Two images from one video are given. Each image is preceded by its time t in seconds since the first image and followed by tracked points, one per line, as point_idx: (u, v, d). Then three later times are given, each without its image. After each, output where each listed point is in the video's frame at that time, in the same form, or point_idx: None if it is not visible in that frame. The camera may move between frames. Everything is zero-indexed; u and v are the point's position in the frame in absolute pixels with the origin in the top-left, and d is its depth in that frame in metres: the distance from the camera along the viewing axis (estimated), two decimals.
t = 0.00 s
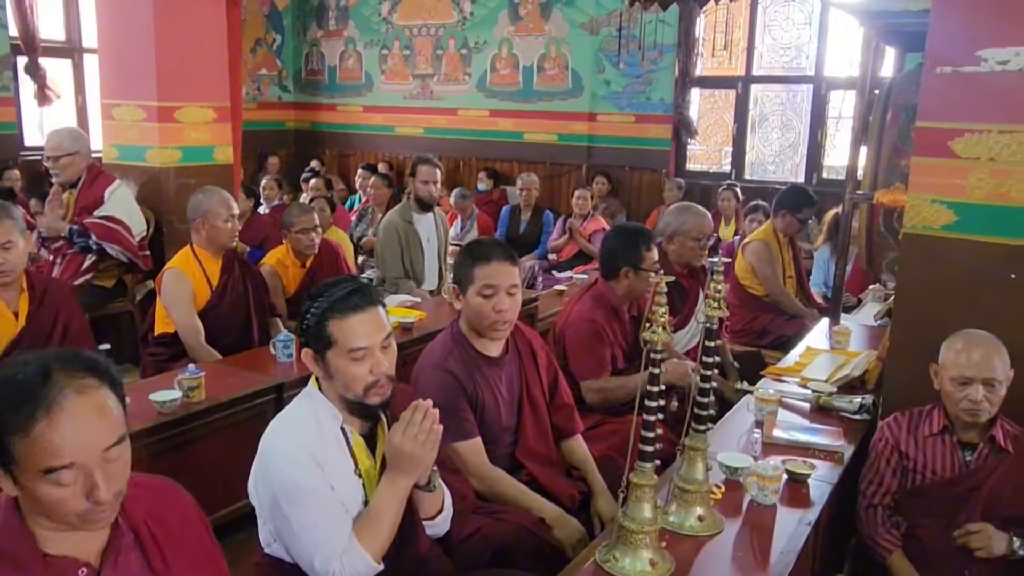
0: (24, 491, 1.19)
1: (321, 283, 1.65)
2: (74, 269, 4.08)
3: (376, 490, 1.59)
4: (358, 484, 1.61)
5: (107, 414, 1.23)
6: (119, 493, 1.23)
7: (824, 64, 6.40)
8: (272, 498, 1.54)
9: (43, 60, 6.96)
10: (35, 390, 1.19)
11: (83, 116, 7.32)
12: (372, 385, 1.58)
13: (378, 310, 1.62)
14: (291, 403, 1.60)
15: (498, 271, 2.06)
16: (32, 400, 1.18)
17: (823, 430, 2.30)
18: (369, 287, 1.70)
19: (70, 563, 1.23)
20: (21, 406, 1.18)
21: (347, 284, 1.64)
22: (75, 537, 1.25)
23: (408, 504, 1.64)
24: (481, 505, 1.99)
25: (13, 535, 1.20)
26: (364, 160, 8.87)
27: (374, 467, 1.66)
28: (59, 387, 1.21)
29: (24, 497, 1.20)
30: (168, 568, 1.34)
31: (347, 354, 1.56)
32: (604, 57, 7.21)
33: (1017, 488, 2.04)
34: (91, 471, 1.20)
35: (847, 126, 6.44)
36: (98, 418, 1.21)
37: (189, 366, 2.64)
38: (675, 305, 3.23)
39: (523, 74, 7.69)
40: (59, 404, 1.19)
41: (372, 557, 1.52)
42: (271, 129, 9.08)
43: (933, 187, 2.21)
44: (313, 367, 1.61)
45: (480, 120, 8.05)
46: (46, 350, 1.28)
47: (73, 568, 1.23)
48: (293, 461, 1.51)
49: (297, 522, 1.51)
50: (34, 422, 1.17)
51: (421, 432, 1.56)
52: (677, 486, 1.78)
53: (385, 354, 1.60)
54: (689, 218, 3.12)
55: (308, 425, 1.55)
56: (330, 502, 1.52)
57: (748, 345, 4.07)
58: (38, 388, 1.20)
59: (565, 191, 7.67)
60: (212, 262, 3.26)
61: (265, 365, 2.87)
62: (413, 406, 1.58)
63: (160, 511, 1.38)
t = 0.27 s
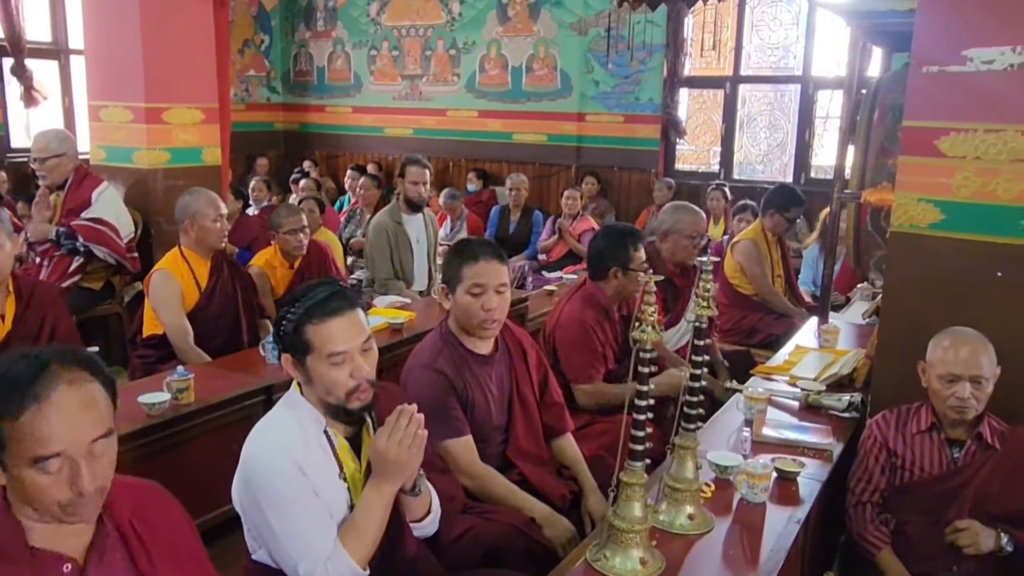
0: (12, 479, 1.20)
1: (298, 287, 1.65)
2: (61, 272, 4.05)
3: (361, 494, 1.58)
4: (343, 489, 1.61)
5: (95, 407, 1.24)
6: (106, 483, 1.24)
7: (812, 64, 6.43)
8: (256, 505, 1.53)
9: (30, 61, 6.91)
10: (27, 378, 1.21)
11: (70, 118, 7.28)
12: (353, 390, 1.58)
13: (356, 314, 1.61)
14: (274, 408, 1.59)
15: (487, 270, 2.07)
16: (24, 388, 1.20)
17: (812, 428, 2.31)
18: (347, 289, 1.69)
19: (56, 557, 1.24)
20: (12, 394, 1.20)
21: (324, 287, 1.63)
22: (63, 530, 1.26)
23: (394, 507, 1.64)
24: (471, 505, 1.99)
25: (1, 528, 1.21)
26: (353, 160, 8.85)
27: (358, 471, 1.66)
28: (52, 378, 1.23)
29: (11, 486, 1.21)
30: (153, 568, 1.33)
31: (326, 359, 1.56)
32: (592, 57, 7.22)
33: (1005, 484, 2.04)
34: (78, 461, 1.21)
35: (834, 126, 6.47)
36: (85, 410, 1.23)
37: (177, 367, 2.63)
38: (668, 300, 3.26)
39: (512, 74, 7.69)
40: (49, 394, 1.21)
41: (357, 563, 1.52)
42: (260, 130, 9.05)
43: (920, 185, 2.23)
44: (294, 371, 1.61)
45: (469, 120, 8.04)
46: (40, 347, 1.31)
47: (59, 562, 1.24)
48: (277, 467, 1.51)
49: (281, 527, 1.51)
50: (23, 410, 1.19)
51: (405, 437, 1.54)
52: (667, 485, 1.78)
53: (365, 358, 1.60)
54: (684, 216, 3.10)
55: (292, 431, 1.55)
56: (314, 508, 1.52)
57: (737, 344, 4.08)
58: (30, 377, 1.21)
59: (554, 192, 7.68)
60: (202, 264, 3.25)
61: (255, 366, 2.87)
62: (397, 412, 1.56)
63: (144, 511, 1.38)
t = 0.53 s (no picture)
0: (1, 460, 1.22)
1: (277, 290, 1.63)
2: (46, 274, 4.00)
3: (349, 496, 1.58)
4: (330, 491, 1.60)
5: (85, 387, 1.28)
6: (92, 468, 1.26)
7: (798, 64, 6.46)
8: (242, 510, 1.53)
9: (14, 62, 6.86)
10: (21, 359, 1.25)
11: (56, 119, 7.23)
12: (337, 392, 1.58)
13: (338, 314, 1.61)
14: (259, 412, 1.59)
15: (478, 267, 2.06)
16: (19, 367, 1.24)
17: (800, 426, 2.32)
18: (328, 290, 1.68)
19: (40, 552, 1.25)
20: (6, 373, 1.24)
21: (304, 289, 1.62)
22: (50, 522, 1.28)
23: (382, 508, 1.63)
24: (461, 505, 1.98)
25: None
26: (341, 161, 8.83)
27: (346, 473, 1.65)
28: (45, 360, 1.27)
29: None
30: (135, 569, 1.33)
31: (308, 362, 1.55)
32: (580, 57, 7.23)
33: (991, 481, 2.05)
34: (69, 436, 1.24)
35: (821, 126, 6.50)
36: (76, 387, 1.26)
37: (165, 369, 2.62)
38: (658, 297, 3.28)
39: (500, 75, 7.69)
40: (42, 372, 1.25)
41: (344, 566, 1.52)
42: (247, 131, 9.01)
43: (905, 185, 2.24)
44: (278, 374, 1.61)
45: (457, 121, 8.04)
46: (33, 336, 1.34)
47: (42, 557, 1.25)
48: (263, 472, 1.50)
49: (267, 530, 1.50)
50: (17, 387, 1.22)
51: (391, 440, 1.54)
52: (655, 484, 1.79)
53: (349, 359, 1.60)
54: (676, 215, 3.03)
55: (277, 434, 1.55)
56: (301, 511, 1.51)
57: (725, 343, 4.09)
58: (24, 359, 1.25)
59: (542, 192, 7.68)
60: (189, 266, 3.23)
61: (243, 368, 2.86)
62: (382, 414, 1.56)
63: (131, 511, 1.38)
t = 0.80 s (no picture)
0: None
1: (261, 292, 1.63)
2: (28, 276, 3.95)
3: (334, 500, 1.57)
4: (315, 495, 1.60)
5: (67, 383, 1.28)
6: (72, 464, 1.26)
7: (784, 66, 6.49)
8: (225, 514, 1.52)
9: None
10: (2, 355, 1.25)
11: (39, 119, 7.16)
12: (322, 393, 1.57)
13: (323, 314, 1.60)
14: (243, 415, 1.58)
15: (466, 267, 2.05)
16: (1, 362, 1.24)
17: (785, 428, 2.33)
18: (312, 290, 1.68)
19: (15, 552, 1.24)
20: None
21: (287, 289, 1.62)
22: (27, 521, 1.26)
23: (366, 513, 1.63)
24: (446, 508, 1.97)
25: None
26: (327, 162, 8.80)
27: (331, 477, 1.64)
28: (26, 357, 1.26)
29: None
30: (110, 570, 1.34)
31: (292, 362, 1.55)
32: (567, 58, 7.24)
33: (972, 484, 2.07)
34: (50, 429, 1.24)
35: (807, 128, 6.54)
36: (59, 381, 1.26)
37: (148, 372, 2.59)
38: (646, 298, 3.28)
39: (487, 75, 7.68)
40: (23, 367, 1.25)
41: (329, 570, 1.52)
42: (232, 131, 8.97)
43: (890, 186, 2.25)
44: (262, 376, 1.60)
45: (444, 122, 8.03)
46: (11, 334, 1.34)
47: (18, 556, 1.24)
48: (247, 476, 1.50)
49: (250, 535, 1.49)
50: None
51: (377, 444, 1.54)
52: (641, 486, 1.79)
53: (334, 359, 1.59)
54: (664, 217, 3.04)
55: (261, 438, 1.54)
56: (285, 515, 1.51)
57: (711, 344, 4.10)
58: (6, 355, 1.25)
59: (529, 193, 7.68)
60: (173, 268, 3.20)
61: (227, 370, 2.84)
62: (369, 417, 1.55)
63: (108, 517, 1.38)
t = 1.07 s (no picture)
0: None
1: (239, 288, 1.61)
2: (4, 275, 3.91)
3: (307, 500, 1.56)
4: (287, 495, 1.58)
5: (35, 378, 1.34)
6: (39, 457, 1.32)
7: (767, 67, 6.50)
8: (195, 511, 1.50)
9: None
10: None
11: (19, 116, 7.09)
12: (298, 389, 1.55)
13: (301, 311, 1.58)
14: (218, 413, 1.56)
15: (443, 267, 2.02)
16: None
17: (761, 429, 2.33)
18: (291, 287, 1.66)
19: None
20: None
21: (266, 286, 1.60)
22: None
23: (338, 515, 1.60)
24: (420, 509, 1.95)
25: None
26: (311, 160, 8.75)
27: (304, 477, 1.62)
28: None
29: None
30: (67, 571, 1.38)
31: (270, 358, 1.53)
32: (551, 58, 7.24)
33: (946, 486, 2.07)
34: (19, 423, 1.29)
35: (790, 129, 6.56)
36: (27, 376, 1.33)
37: (121, 372, 2.56)
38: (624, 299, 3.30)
39: (472, 75, 7.67)
40: None
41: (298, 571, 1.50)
42: (215, 129, 8.91)
43: (867, 188, 2.25)
44: (239, 372, 1.58)
45: (429, 121, 8.01)
46: None
47: None
48: (218, 473, 1.48)
49: (219, 533, 1.48)
50: None
51: (352, 445, 1.53)
52: (614, 488, 1.77)
53: (311, 356, 1.57)
54: (642, 217, 3.07)
55: (234, 435, 1.52)
56: (255, 514, 1.49)
57: (693, 345, 4.10)
58: None
59: (513, 193, 7.66)
60: (150, 266, 3.17)
61: (203, 370, 2.81)
62: (345, 419, 1.55)
63: (68, 519, 1.42)
